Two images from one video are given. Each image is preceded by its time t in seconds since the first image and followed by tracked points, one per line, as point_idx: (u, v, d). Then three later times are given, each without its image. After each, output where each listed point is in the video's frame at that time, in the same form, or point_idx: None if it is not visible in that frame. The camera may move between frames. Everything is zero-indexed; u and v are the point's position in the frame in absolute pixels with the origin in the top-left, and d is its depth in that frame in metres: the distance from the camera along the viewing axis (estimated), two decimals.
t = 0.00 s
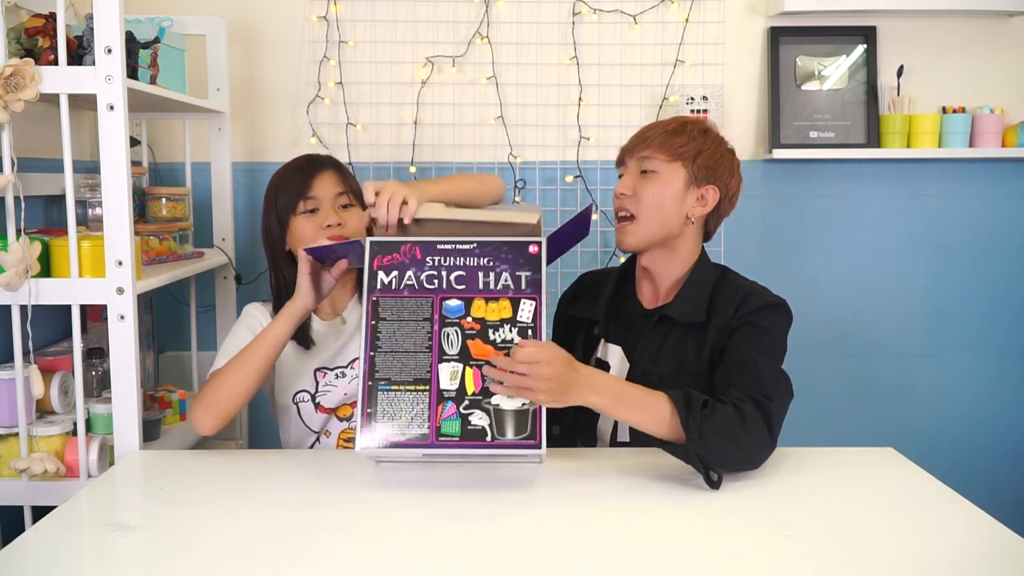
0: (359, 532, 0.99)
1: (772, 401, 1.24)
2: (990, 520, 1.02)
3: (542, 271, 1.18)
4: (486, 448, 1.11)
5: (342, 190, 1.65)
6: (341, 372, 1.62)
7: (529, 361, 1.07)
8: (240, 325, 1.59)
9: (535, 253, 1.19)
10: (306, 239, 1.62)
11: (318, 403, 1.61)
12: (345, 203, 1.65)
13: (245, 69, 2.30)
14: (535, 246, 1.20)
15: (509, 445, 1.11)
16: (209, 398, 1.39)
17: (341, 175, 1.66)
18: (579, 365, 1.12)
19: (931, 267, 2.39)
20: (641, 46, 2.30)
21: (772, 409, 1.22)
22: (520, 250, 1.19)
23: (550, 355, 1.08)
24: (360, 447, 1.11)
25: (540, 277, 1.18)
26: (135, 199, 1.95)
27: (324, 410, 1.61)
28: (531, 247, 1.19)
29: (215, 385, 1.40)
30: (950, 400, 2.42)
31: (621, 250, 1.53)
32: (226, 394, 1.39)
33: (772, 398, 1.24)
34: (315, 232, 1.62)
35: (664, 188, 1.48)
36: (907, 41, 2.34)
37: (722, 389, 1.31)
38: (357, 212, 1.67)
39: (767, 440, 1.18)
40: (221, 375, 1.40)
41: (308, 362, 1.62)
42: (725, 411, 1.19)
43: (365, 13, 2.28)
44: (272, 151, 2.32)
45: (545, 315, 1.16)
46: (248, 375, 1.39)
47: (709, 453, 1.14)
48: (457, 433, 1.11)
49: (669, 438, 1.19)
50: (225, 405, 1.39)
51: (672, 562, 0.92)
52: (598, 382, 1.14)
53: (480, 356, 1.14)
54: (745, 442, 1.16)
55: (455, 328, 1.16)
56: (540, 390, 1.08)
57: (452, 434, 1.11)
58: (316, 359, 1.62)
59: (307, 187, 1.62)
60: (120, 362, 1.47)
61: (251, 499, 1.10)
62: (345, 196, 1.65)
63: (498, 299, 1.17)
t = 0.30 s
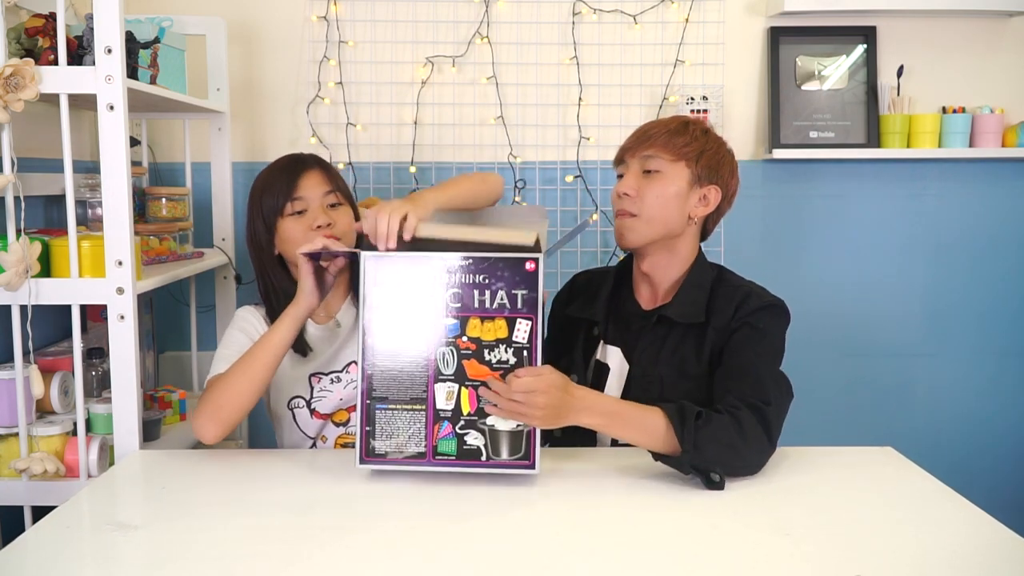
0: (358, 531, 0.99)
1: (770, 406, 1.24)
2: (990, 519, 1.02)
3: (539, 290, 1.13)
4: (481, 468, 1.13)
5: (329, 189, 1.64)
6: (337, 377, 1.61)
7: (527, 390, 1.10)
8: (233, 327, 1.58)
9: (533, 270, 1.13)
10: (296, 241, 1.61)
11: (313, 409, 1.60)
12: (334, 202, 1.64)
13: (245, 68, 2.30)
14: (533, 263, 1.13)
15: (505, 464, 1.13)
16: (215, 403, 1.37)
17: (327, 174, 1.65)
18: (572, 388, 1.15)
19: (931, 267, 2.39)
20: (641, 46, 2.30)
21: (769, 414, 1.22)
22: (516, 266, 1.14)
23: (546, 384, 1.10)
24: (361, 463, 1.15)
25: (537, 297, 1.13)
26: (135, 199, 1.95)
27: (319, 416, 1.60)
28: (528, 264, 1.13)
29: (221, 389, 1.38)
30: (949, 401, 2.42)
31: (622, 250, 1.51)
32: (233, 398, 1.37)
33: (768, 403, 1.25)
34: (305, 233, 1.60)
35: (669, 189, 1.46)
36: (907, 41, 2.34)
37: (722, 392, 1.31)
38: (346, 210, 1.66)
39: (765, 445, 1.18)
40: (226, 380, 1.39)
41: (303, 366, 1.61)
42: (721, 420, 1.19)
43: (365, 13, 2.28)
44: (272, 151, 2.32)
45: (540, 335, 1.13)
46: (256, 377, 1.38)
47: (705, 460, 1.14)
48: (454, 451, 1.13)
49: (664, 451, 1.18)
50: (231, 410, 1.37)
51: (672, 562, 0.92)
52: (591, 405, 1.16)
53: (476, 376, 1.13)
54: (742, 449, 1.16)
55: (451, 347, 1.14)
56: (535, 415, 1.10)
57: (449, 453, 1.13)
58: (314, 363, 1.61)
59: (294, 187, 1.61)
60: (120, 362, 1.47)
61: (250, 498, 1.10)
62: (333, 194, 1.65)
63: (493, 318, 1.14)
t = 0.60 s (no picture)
0: (358, 531, 0.99)
1: (771, 411, 1.23)
2: (989, 519, 1.02)
3: (533, 304, 1.08)
4: (479, 477, 1.14)
5: (319, 191, 1.62)
6: (335, 384, 1.60)
7: (522, 409, 1.07)
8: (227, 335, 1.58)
9: (528, 285, 1.08)
10: (290, 246, 1.59)
11: (312, 417, 1.60)
12: (325, 204, 1.63)
13: (245, 69, 2.30)
14: (527, 277, 1.07)
15: (502, 473, 1.14)
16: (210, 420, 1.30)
17: (315, 176, 1.64)
18: (568, 401, 1.11)
19: (931, 267, 2.39)
20: (641, 46, 2.30)
21: (769, 418, 1.21)
22: (511, 281, 1.08)
23: (541, 401, 1.07)
24: (363, 471, 1.17)
25: (532, 311, 1.08)
26: (135, 199, 1.95)
27: (318, 423, 1.60)
28: (522, 278, 1.08)
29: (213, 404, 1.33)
30: (949, 401, 2.42)
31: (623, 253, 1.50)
32: (228, 412, 1.32)
33: (769, 409, 1.24)
34: (298, 237, 1.59)
35: (674, 192, 1.45)
36: (907, 41, 2.34)
37: (723, 396, 1.31)
38: (337, 211, 1.64)
39: (766, 450, 1.17)
40: (218, 394, 1.34)
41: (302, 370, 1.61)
42: (718, 427, 1.18)
43: (365, 13, 2.28)
44: (272, 151, 2.32)
45: (536, 348, 1.09)
46: (251, 390, 1.34)
47: (704, 465, 1.13)
48: (452, 461, 1.14)
49: (661, 457, 1.17)
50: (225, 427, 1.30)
51: (672, 562, 0.92)
52: (588, 416, 1.14)
53: (473, 390, 1.11)
54: (742, 455, 1.15)
55: (447, 361, 1.11)
56: (532, 431, 1.08)
57: (448, 462, 1.14)
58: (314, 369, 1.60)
59: (284, 192, 1.59)
60: (120, 362, 1.47)
61: (250, 498, 1.10)
62: (324, 196, 1.63)
63: (488, 333, 1.09)
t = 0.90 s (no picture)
0: (358, 532, 0.99)
1: (774, 413, 1.23)
2: (990, 519, 1.03)
3: (536, 306, 1.07)
4: (482, 480, 1.14)
5: (313, 192, 1.63)
6: (331, 386, 1.61)
7: (526, 407, 1.07)
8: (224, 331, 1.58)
9: (530, 286, 1.08)
10: (285, 248, 1.58)
11: (309, 419, 1.59)
12: (318, 205, 1.63)
13: (245, 69, 2.30)
14: (530, 278, 1.08)
15: (505, 475, 1.14)
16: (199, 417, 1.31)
17: (309, 177, 1.64)
18: (571, 404, 1.11)
19: (931, 268, 2.39)
20: (641, 46, 2.30)
21: (772, 420, 1.21)
22: (513, 282, 1.08)
23: (545, 401, 1.07)
24: (364, 474, 1.16)
25: (534, 312, 1.08)
26: (135, 199, 1.95)
27: (316, 425, 1.59)
28: (525, 279, 1.08)
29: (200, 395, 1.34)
30: (950, 401, 2.42)
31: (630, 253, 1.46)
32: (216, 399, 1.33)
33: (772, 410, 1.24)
34: (293, 238, 1.58)
35: (692, 195, 1.44)
36: (907, 41, 2.34)
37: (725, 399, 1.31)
38: (331, 211, 1.65)
39: (769, 452, 1.17)
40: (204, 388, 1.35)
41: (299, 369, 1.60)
42: (721, 428, 1.18)
43: (365, 13, 2.28)
44: (272, 151, 2.32)
45: (539, 350, 1.09)
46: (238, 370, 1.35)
47: (706, 467, 1.13)
48: (455, 464, 1.14)
49: (663, 459, 1.16)
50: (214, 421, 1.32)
51: (673, 563, 0.92)
52: (591, 420, 1.14)
53: (475, 392, 1.11)
54: (745, 457, 1.15)
55: (449, 363, 1.11)
56: (537, 432, 1.08)
57: (450, 465, 1.14)
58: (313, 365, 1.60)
59: (278, 194, 1.58)
60: (120, 362, 1.47)
61: (251, 499, 1.10)
62: (317, 197, 1.63)
63: (490, 335, 1.09)
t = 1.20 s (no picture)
0: (359, 534, 0.99)
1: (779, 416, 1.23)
2: (990, 520, 1.03)
3: (538, 311, 1.07)
4: (484, 485, 1.14)
5: (318, 190, 1.63)
6: (328, 380, 1.61)
7: (528, 408, 1.07)
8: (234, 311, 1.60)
9: (532, 290, 1.07)
10: (283, 243, 1.60)
11: (302, 408, 1.61)
12: (323, 203, 1.63)
13: (245, 69, 2.30)
14: (532, 282, 1.07)
15: (508, 481, 1.14)
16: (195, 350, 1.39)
17: (318, 175, 1.64)
18: (575, 407, 1.11)
19: (931, 268, 2.39)
20: (641, 46, 2.30)
21: (777, 422, 1.21)
22: (515, 287, 1.08)
23: (547, 403, 1.07)
24: (363, 481, 1.16)
25: (537, 317, 1.08)
26: (135, 199, 1.95)
27: (308, 416, 1.61)
28: (528, 283, 1.07)
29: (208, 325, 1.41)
30: (950, 401, 2.42)
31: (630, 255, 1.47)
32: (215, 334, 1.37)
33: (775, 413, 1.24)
34: (291, 234, 1.59)
35: (691, 197, 1.44)
36: (907, 41, 2.34)
37: (728, 401, 1.31)
38: (337, 211, 1.64)
39: (774, 454, 1.17)
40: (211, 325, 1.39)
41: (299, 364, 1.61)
42: (725, 431, 1.18)
43: (365, 13, 2.28)
44: (272, 151, 2.32)
45: (541, 354, 1.09)
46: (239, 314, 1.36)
47: (711, 470, 1.13)
48: (456, 470, 1.14)
49: (668, 463, 1.16)
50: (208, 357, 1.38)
51: (673, 566, 0.92)
52: (597, 424, 1.14)
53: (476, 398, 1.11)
54: (749, 460, 1.15)
55: (449, 369, 1.11)
56: (537, 435, 1.08)
57: (451, 472, 1.14)
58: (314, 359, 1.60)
59: (281, 189, 1.60)
60: (120, 362, 1.47)
61: (251, 500, 1.10)
62: (323, 196, 1.63)
63: (492, 340, 1.09)
